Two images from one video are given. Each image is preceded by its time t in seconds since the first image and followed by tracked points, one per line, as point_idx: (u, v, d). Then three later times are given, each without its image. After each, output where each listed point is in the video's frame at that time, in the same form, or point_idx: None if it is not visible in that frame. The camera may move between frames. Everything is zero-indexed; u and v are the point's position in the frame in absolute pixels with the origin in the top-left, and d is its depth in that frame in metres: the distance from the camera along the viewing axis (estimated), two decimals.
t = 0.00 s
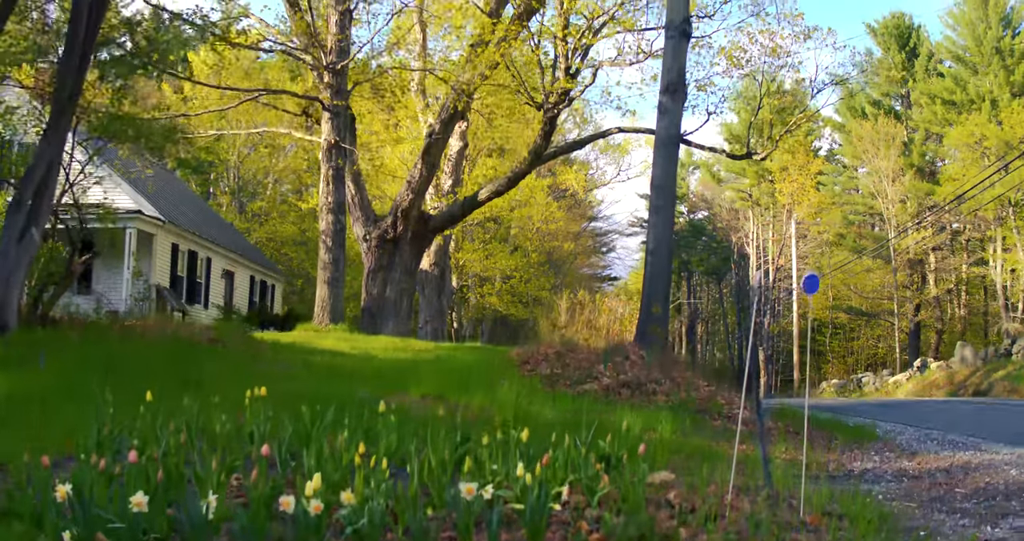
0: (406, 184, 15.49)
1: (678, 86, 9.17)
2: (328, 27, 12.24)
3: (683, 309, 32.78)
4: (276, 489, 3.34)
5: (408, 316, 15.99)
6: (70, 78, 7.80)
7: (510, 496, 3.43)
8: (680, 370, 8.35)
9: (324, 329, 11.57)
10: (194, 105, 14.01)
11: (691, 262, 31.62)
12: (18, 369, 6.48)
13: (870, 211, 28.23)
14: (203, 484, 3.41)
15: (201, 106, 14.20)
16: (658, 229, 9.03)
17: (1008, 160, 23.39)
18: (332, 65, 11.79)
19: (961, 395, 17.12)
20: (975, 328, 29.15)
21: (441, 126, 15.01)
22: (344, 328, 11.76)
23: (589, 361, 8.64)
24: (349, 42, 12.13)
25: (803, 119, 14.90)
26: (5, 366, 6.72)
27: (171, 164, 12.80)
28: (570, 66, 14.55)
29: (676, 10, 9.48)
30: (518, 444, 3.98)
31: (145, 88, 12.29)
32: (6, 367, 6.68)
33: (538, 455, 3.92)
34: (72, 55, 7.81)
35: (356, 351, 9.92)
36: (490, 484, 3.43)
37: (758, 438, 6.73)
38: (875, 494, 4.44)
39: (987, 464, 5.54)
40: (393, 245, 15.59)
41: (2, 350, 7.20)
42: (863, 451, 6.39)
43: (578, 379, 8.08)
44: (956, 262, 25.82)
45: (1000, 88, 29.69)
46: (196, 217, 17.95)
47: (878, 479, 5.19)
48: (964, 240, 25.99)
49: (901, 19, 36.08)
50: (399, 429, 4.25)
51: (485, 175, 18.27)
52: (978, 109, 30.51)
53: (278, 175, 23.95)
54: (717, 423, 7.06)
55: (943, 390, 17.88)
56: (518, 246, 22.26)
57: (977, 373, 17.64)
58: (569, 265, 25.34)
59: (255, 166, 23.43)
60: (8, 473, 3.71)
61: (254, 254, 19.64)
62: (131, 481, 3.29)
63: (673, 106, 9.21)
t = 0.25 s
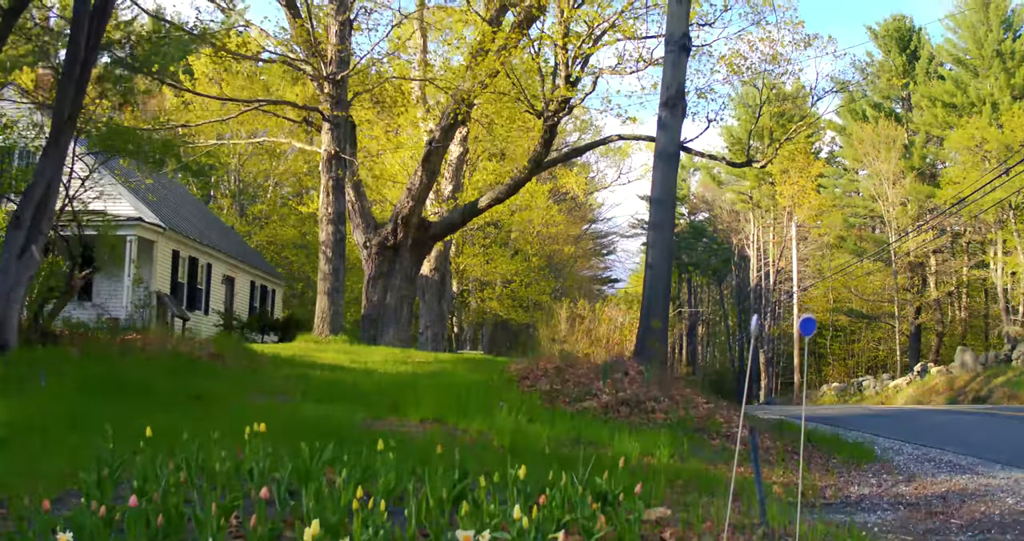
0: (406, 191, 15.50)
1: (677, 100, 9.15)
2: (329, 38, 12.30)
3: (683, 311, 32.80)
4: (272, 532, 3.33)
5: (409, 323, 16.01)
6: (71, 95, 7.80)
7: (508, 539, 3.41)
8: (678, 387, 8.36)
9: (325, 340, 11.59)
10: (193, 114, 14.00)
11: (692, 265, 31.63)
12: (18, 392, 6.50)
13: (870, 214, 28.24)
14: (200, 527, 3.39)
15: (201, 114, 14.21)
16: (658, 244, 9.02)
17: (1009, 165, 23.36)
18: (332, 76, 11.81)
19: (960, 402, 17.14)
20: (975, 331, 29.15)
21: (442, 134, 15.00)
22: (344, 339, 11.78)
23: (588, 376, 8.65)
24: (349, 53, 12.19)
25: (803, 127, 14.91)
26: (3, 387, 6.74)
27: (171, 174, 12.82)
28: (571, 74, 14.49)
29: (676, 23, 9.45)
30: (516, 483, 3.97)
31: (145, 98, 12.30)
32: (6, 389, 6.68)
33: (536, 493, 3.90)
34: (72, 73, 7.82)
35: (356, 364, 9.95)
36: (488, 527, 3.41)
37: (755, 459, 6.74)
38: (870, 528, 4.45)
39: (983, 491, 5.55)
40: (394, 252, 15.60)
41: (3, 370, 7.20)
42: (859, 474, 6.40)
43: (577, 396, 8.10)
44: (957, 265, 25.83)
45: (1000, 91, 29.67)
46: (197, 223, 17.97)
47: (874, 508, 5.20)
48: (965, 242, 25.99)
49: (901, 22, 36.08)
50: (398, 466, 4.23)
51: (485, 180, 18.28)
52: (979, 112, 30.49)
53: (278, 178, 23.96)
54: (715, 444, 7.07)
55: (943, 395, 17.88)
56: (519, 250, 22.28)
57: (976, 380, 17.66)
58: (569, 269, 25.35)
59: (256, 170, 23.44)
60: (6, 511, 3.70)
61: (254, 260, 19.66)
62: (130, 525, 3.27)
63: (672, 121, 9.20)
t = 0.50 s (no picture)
0: (407, 199, 15.53)
1: (676, 117, 9.15)
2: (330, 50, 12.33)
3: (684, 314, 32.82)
4: None
5: (409, 331, 16.05)
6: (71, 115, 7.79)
7: None
8: (677, 405, 8.39)
9: (325, 352, 11.61)
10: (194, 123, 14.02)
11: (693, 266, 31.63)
12: (20, 417, 6.55)
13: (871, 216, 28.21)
14: None
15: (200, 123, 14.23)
16: (657, 261, 9.06)
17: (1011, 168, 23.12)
18: (332, 87, 11.81)
19: (960, 409, 17.16)
20: (976, 333, 29.14)
21: (442, 142, 15.02)
22: (344, 351, 11.81)
23: (587, 393, 8.68)
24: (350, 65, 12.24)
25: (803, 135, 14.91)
26: (5, 411, 6.79)
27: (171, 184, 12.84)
28: (571, 83, 14.50)
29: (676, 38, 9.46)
30: (517, 521, 3.96)
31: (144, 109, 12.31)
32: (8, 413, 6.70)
33: (536, 532, 3.89)
34: (72, 94, 7.80)
35: (357, 378, 10.00)
36: None
37: (754, 481, 6.76)
38: None
39: (979, 519, 5.57)
40: (394, 260, 15.63)
41: (4, 392, 7.22)
42: (857, 498, 6.43)
43: (576, 415, 8.12)
44: (957, 268, 25.83)
45: (1001, 94, 29.67)
46: (197, 230, 18.00)
47: (871, 537, 5.22)
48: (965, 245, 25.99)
49: (902, 24, 36.09)
50: (398, 504, 4.23)
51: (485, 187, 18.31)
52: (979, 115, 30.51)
53: (279, 182, 23.98)
54: (713, 465, 7.09)
55: (944, 401, 17.87)
56: (520, 255, 22.31)
57: (976, 386, 17.68)
58: (570, 272, 25.36)
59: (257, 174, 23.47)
60: None
61: (254, 266, 19.69)
62: None
63: (672, 137, 9.20)
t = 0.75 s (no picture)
0: (408, 207, 15.56)
1: (676, 133, 9.18)
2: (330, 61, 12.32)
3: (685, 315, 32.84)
4: None
5: (410, 338, 16.11)
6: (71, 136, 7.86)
7: None
8: (678, 422, 8.43)
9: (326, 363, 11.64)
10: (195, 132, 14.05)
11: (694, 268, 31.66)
12: (24, 439, 6.58)
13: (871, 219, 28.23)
14: None
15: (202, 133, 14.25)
16: (657, 276, 9.07)
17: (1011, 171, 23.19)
18: (332, 99, 11.84)
19: (960, 415, 17.19)
20: (977, 336, 29.14)
21: (442, 151, 15.05)
22: (345, 362, 11.84)
23: (588, 410, 8.72)
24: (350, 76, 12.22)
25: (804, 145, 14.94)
26: (8, 432, 6.83)
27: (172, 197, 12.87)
28: (571, 92, 14.56)
29: (676, 54, 9.49)
30: None
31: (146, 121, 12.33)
32: (11, 435, 6.72)
33: None
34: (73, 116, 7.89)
35: (358, 392, 10.05)
36: None
37: (753, 504, 6.79)
38: None
39: None
40: (395, 268, 15.67)
41: (7, 413, 7.26)
42: (856, 522, 6.45)
43: (577, 433, 8.16)
44: (958, 270, 25.84)
45: (1002, 97, 29.69)
46: (198, 237, 18.05)
47: None
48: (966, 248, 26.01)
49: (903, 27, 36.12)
50: None
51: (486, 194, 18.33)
52: (980, 118, 30.52)
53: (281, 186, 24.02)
54: (714, 486, 7.12)
55: (944, 407, 17.88)
56: (521, 259, 22.34)
57: (975, 392, 17.70)
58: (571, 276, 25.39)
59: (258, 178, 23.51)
60: None
61: (256, 272, 19.74)
62: None
63: (672, 154, 9.23)
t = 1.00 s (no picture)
0: (409, 215, 15.59)
1: (678, 150, 9.18)
2: (331, 74, 12.32)
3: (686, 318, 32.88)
4: None
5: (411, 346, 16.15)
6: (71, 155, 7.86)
7: None
8: (678, 442, 8.46)
9: (328, 375, 11.68)
10: (197, 142, 14.06)
11: (695, 271, 31.72)
12: (27, 462, 6.57)
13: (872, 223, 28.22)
14: None
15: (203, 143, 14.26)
16: (658, 294, 9.07)
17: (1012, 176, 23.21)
18: (334, 111, 11.84)
19: (960, 423, 17.21)
20: (978, 338, 29.14)
21: (443, 160, 15.03)
22: (347, 374, 11.87)
23: (589, 428, 8.75)
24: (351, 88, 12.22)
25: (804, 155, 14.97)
26: (12, 454, 6.82)
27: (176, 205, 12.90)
28: (573, 102, 14.57)
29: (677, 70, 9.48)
30: None
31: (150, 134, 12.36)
32: (14, 458, 6.72)
33: None
34: (76, 136, 7.90)
35: (359, 407, 10.07)
36: None
37: (754, 528, 6.81)
38: None
39: None
40: (397, 276, 15.70)
41: (11, 434, 7.26)
42: None
43: (578, 453, 8.18)
44: (959, 274, 25.84)
45: (1003, 101, 29.74)
46: (200, 244, 18.08)
47: None
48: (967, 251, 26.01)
49: (904, 30, 36.18)
50: None
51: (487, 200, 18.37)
52: (981, 122, 30.53)
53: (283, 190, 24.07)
54: (715, 509, 7.14)
55: (945, 415, 17.89)
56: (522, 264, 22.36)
57: (975, 399, 17.72)
58: (572, 280, 25.43)
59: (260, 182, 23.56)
60: None
61: (258, 278, 19.78)
62: None
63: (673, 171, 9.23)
